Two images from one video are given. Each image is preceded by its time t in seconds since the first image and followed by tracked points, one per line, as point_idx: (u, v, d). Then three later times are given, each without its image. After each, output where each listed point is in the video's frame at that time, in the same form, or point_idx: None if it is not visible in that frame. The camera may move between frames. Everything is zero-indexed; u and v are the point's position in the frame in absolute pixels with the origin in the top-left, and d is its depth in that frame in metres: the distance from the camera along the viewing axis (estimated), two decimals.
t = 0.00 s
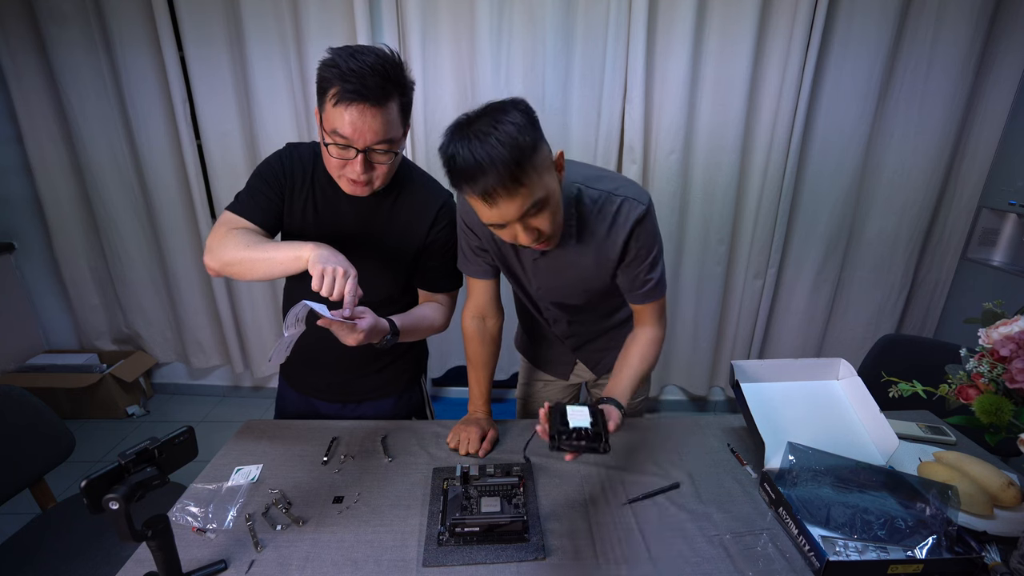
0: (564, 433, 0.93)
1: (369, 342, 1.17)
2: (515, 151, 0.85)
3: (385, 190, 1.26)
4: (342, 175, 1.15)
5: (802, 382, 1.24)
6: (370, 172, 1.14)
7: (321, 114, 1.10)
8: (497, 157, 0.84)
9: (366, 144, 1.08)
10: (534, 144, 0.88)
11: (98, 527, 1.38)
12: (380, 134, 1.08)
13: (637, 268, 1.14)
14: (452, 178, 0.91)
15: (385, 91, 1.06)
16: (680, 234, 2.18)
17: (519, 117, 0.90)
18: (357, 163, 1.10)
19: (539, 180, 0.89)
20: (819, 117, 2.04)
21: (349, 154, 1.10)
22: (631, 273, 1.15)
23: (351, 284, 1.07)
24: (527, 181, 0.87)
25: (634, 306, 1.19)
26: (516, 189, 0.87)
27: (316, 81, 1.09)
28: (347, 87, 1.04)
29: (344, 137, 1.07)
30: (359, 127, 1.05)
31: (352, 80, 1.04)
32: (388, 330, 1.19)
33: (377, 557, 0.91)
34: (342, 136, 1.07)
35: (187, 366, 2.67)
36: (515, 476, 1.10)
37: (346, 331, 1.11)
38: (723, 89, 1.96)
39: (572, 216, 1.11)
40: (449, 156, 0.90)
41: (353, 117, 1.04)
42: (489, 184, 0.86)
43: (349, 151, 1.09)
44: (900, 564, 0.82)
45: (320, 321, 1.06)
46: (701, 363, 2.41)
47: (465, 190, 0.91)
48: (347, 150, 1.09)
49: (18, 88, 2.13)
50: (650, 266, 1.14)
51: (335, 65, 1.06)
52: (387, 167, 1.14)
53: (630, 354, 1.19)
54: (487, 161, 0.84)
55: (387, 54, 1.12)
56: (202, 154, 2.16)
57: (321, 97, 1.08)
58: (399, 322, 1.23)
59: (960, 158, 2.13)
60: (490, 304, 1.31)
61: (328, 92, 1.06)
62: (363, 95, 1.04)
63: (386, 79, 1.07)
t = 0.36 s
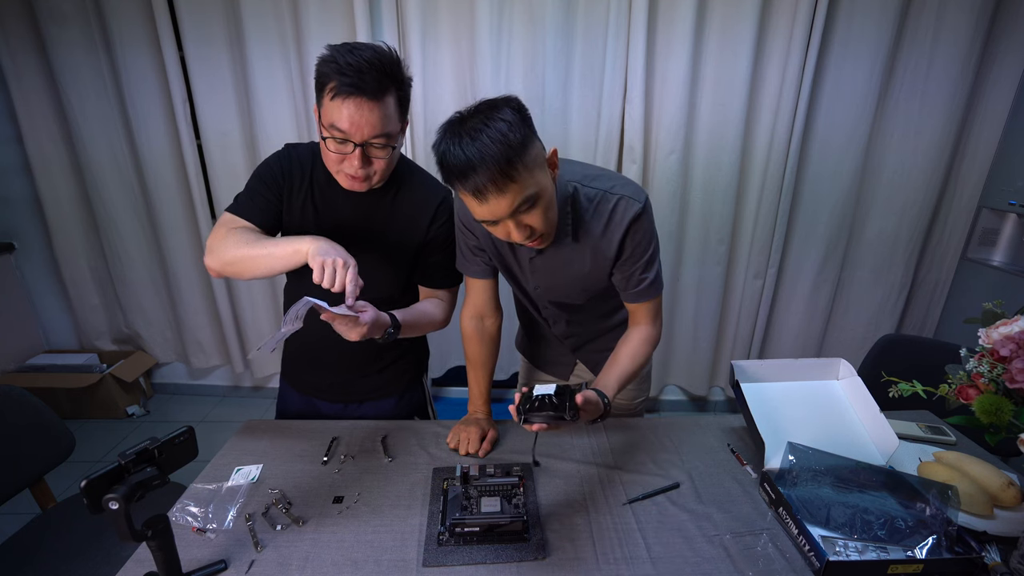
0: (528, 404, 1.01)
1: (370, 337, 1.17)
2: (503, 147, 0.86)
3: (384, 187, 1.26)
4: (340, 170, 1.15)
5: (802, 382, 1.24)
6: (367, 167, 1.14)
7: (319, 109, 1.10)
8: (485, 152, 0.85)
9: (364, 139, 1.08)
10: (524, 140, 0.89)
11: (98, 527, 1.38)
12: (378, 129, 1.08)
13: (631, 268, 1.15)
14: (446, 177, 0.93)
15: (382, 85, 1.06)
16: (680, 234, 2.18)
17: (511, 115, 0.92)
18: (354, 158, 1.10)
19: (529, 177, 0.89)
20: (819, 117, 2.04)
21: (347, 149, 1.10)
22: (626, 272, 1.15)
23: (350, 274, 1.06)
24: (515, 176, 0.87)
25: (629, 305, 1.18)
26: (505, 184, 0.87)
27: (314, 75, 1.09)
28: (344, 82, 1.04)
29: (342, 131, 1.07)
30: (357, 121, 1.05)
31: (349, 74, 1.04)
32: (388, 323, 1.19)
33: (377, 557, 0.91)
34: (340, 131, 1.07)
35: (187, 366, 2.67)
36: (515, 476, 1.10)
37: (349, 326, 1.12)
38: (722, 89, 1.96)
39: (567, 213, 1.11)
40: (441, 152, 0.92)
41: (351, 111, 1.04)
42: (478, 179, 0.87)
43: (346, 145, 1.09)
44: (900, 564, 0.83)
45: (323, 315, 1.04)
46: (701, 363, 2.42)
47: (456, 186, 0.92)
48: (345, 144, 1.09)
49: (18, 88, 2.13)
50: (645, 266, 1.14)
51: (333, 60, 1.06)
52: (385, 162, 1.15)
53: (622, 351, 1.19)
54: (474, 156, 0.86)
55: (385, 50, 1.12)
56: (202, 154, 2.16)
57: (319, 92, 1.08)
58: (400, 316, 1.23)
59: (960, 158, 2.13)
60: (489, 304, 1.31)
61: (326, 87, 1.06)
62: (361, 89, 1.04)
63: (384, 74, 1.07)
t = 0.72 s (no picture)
0: (521, 404, 1.02)
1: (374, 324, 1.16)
2: (500, 147, 0.86)
3: (386, 185, 1.27)
4: (343, 167, 1.15)
5: (802, 381, 1.24)
6: (370, 164, 1.14)
7: (325, 105, 1.10)
8: (483, 152, 0.85)
9: (368, 136, 1.08)
10: (522, 140, 0.89)
11: (98, 527, 1.38)
12: (383, 126, 1.08)
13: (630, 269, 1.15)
14: (443, 176, 0.93)
15: (388, 83, 1.06)
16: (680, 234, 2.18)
17: (509, 115, 0.92)
18: (358, 154, 1.10)
19: (527, 177, 0.89)
20: (820, 117, 2.04)
21: (351, 145, 1.10)
22: (625, 273, 1.16)
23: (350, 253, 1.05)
24: (513, 176, 0.87)
25: (628, 305, 1.18)
26: (502, 184, 0.87)
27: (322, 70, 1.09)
28: (351, 79, 1.04)
29: (346, 127, 1.07)
30: (362, 117, 1.05)
31: (356, 71, 1.04)
32: (390, 312, 1.18)
33: (377, 557, 0.91)
34: (344, 127, 1.07)
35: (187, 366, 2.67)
36: (515, 476, 1.10)
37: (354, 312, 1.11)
38: (722, 89, 1.96)
39: (566, 213, 1.11)
40: (438, 151, 0.92)
41: (357, 107, 1.05)
42: (475, 179, 0.86)
43: (351, 142, 1.09)
44: (900, 564, 0.82)
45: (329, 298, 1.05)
46: (701, 362, 2.41)
47: (453, 186, 0.92)
48: (349, 140, 1.09)
49: (18, 88, 2.13)
50: (644, 266, 1.14)
51: (340, 56, 1.06)
52: (388, 160, 1.15)
53: (621, 352, 1.19)
54: (472, 156, 0.86)
55: (392, 47, 1.12)
56: (202, 154, 2.16)
57: (325, 87, 1.09)
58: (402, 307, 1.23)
59: (960, 158, 2.13)
60: (488, 304, 1.31)
61: (332, 83, 1.07)
62: (367, 86, 1.04)
63: (390, 72, 1.08)
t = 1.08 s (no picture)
0: (521, 404, 1.02)
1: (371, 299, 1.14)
2: (501, 147, 0.86)
3: (388, 185, 1.27)
4: (347, 163, 1.15)
5: (802, 381, 1.24)
6: (375, 163, 1.14)
7: (333, 101, 1.10)
8: (483, 152, 0.86)
9: (374, 134, 1.09)
10: (523, 140, 0.89)
11: (98, 527, 1.38)
12: (390, 126, 1.08)
13: (628, 269, 1.15)
14: (444, 177, 0.93)
15: (398, 83, 1.07)
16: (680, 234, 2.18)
17: (510, 116, 0.92)
18: (363, 152, 1.11)
19: (528, 178, 0.89)
20: (820, 117, 2.04)
21: (356, 143, 1.10)
22: (624, 272, 1.16)
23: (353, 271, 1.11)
24: (514, 177, 0.87)
25: (628, 305, 1.18)
26: (503, 185, 0.87)
27: (333, 65, 1.09)
28: (361, 77, 1.04)
29: (353, 125, 1.07)
30: (369, 116, 1.06)
31: (366, 69, 1.05)
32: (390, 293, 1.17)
33: (377, 557, 0.91)
34: (351, 124, 1.07)
35: (187, 366, 2.67)
36: (515, 476, 1.10)
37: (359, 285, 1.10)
38: (722, 89, 1.96)
39: (566, 214, 1.11)
40: (439, 151, 0.92)
41: (365, 107, 1.05)
42: (476, 179, 0.87)
43: (356, 140, 1.10)
44: (900, 564, 0.82)
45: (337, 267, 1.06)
46: (701, 362, 2.41)
47: (453, 186, 0.92)
48: (355, 137, 1.10)
49: (18, 88, 2.13)
50: (644, 266, 1.14)
51: (351, 53, 1.06)
52: (392, 159, 1.15)
53: (621, 352, 1.19)
54: (472, 157, 0.86)
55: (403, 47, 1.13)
56: (202, 154, 2.16)
57: (334, 84, 1.09)
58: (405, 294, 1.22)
59: (960, 158, 2.13)
60: (488, 303, 1.31)
61: (342, 80, 1.07)
62: (376, 85, 1.05)
63: (400, 71, 1.08)
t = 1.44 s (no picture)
0: (522, 403, 1.02)
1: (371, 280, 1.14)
2: (502, 144, 0.86)
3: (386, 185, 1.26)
4: (340, 168, 1.15)
5: (802, 381, 1.24)
6: (368, 168, 1.14)
7: (324, 109, 1.10)
8: (483, 152, 0.86)
9: (365, 141, 1.08)
10: (523, 137, 0.89)
11: (98, 527, 1.38)
12: (383, 132, 1.08)
13: (630, 267, 1.15)
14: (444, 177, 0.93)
15: (386, 87, 1.07)
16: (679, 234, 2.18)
17: (511, 116, 0.92)
18: (355, 158, 1.10)
19: (529, 178, 0.89)
20: (820, 116, 2.04)
21: (347, 149, 1.10)
22: (626, 271, 1.16)
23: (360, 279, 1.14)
24: (514, 177, 0.87)
25: (628, 305, 1.18)
26: (503, 185, 0.87)
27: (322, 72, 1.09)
28: (348, 84, 1.04)
29: (344, 132, 1.07)
30: (359, 123, 1.06)
31: (353, 76, 1.04)
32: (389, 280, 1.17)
33: (377, 557, 0.91)
34: (342, 131, 1.07)
35: (187, 366, 2.67)
36: (515, 476, 1.10)
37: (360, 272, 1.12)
38: (722, 89, 1.96)
39: (567, 214, 1.11)
40: (439, 152, 0.92)
41: (354, 113, 1.05)
42: (477, 180, 0.87)
43: (348, 147, 1.09)
44: (900, 564, 0.83)
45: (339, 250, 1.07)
46: (701, 362, 2.41)
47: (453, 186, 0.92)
48: (346, 144, 1.09)
49: (18, 88, 2.13)
50: (644, 265, 1.14)
51: (339, 61, 1.06)
52: (385, 163, 1.15)
53: (620, 352, 1.19)
54: (473, 155, 0.86)
55: (390, 50, 1.12)
56: (202, 153, 2.16)
57: (324, 92, 1.09)
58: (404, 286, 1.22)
59: (960, 157, 2.13)
60: (489, 304, 1.31)
61: (331, 89, 1.07)
62: (364, 91, 1.04)
63: (388, 75, 1.07)
